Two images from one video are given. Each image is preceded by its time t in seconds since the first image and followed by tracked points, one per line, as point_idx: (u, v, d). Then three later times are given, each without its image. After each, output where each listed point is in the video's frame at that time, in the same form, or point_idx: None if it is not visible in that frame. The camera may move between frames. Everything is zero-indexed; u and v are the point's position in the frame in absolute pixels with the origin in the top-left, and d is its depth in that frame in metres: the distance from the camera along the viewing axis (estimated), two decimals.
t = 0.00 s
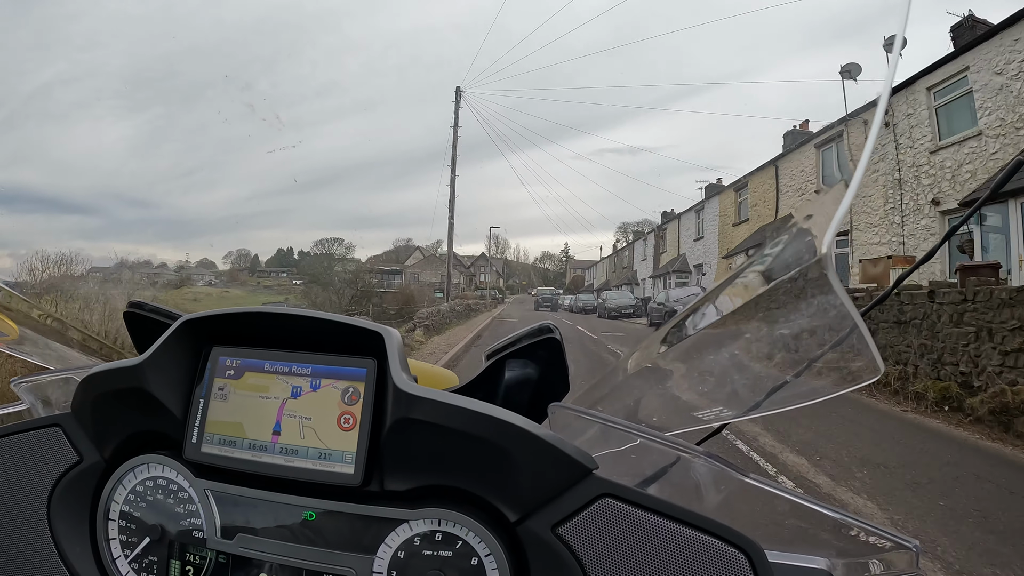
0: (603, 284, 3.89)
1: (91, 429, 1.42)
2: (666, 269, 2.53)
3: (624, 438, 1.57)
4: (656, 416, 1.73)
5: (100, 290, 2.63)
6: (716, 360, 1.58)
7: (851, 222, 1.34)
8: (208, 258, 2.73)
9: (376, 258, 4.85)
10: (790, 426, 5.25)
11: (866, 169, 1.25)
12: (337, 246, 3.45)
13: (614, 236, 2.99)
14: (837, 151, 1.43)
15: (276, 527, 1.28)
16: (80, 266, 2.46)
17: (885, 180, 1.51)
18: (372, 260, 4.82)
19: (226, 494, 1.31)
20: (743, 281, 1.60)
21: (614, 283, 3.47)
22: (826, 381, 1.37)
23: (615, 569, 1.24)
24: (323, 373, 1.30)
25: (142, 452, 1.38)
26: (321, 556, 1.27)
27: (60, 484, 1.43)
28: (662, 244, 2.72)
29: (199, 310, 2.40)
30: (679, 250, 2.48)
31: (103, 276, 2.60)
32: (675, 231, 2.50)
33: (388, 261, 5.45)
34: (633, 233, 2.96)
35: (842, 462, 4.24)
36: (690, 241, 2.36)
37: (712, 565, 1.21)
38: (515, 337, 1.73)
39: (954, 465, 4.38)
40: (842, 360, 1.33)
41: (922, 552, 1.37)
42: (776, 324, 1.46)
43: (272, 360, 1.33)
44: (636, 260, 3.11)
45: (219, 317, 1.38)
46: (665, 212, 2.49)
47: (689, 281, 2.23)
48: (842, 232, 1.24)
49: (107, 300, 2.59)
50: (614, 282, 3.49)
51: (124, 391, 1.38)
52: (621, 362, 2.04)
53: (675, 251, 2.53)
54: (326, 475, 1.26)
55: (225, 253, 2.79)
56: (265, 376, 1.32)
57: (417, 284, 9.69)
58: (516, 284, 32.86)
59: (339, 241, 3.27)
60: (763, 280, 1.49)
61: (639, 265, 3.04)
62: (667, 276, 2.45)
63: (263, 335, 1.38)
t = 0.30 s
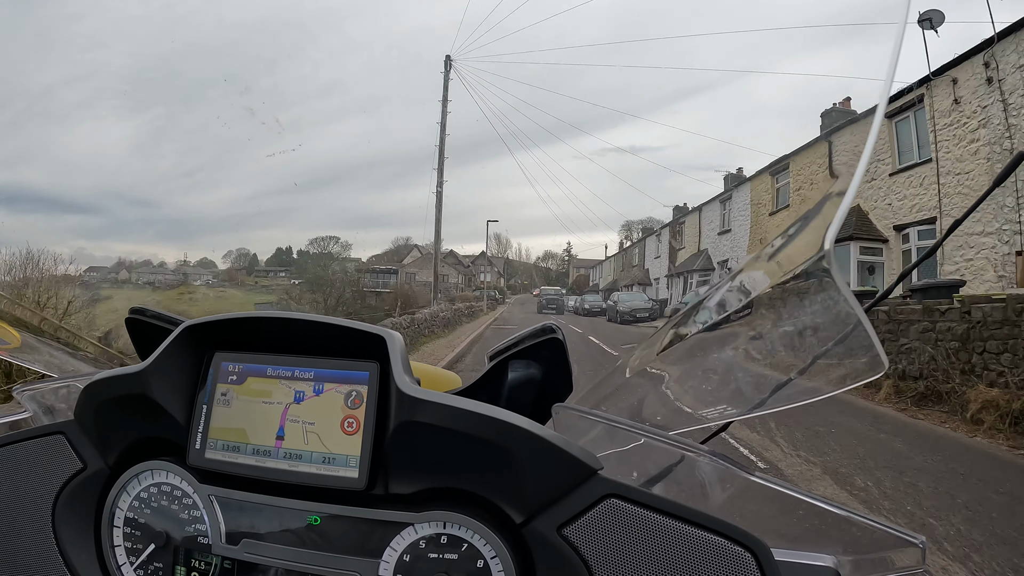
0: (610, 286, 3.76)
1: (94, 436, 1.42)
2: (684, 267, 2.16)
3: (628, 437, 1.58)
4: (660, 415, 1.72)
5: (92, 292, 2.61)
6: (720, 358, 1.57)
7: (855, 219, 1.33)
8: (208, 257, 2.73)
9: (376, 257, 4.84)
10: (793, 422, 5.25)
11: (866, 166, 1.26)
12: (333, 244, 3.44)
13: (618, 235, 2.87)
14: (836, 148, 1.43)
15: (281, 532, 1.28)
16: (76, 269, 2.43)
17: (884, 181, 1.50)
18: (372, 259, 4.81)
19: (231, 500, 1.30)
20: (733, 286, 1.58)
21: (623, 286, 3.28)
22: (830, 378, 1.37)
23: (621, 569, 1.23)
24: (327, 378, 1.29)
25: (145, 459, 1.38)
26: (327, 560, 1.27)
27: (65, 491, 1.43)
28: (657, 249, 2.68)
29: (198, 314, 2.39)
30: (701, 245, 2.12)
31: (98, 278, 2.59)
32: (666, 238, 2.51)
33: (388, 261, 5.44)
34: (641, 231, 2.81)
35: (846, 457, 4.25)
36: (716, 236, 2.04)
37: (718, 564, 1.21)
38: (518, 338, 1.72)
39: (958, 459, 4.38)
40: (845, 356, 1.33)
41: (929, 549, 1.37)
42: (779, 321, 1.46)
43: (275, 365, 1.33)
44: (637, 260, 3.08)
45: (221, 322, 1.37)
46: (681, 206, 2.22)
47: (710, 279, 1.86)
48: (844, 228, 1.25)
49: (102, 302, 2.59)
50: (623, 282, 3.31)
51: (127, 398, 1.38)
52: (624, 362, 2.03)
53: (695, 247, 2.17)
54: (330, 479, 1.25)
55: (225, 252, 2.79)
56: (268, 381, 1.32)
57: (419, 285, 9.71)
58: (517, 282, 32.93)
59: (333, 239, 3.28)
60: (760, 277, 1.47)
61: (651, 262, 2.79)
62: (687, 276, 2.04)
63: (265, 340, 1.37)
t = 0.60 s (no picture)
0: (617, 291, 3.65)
1: (94, 444, 1.42)
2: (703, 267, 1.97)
3: (629, 442, 1.57)
4: (660, 420, 1.71)
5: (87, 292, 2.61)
6: (720, 362, 1.57)
7: (853, 221, 1.34)
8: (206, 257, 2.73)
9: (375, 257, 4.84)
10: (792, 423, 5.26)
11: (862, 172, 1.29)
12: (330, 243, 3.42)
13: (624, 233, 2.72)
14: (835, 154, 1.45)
15: (282, 539, 1.28)
16: (70, 271, 2.43)
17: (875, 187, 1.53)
18: (372, 258, 4.81)
19: (231, 507, 1.30)
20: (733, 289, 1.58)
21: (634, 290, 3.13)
22: (830, 381, 1.37)
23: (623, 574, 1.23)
24: (327, 385, 1.29)
25: (146, 466, 1.38)
26: (329, 567, 1.26)
27: (66, 499, 1.43)
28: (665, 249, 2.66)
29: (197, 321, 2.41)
30: (727, 240, 1.89)
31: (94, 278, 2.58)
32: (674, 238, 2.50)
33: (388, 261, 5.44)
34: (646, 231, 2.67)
35: (845, 459, 4.26)
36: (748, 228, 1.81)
37: (721, 567, 1.20)
38: (517, 344, 1.72)
39: (957, 460, 4.41)
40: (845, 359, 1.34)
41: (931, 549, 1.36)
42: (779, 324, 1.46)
43: (275, 372, 1.32)
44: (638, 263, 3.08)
45: (221, 330, 1.37)
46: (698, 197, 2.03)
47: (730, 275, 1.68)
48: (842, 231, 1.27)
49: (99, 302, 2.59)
50: (634, 283, 3.16)
51: (128, 406, 1.37)
52: (623, 367, 2.03)
53: (715, 242, 1.98)
54: (331, 486, 1.25)
55: (224, 252, 2.79)
56: (268, 389, 1.31)
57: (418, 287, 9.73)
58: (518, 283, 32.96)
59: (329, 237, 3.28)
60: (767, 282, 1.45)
61: (667, 259, 2.64)
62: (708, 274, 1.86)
63: (265, 348, 1.37)
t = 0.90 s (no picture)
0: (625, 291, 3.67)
1: (93, 448, 1.42)
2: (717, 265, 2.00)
3: (629, 443, 1.57)
4: (660, 421, 1.71)
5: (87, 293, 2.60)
6: (720, 363, 1.57)
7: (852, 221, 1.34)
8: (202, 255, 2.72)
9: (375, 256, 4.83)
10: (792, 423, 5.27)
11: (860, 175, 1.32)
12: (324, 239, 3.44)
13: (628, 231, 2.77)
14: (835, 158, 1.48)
15: (282, 543, 1.28)
16: (68, 270, 2.44)
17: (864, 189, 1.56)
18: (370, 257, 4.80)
19: (231, 511, 1.30)
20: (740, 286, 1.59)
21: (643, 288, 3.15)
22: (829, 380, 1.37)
23: None
24: (327, 388, 1.29)
25: (145, 471, 1.38)
26: (329, 570, 1.26)
27: (66, 503, 1.42)
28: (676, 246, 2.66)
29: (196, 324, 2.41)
30: (743, 237, 1.94)
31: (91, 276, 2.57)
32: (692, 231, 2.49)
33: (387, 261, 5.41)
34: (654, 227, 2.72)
35: (844, 458, 4.27)
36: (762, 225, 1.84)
37: (721, 568, 1.20)
38: (517, 346, 1.71)
39: (956, 460, 4.41)
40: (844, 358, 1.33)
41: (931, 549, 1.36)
42: (778, 323, 1.46)
43: (274, 376, 1.32)
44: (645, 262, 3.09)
45: (219, 333, 1.37)
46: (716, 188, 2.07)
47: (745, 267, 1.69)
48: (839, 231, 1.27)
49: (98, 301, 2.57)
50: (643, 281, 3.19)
51: (127, 410, 1.37)
52: (623, 368, 2.02)
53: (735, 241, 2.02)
54: (331, 489, 1.25)
55: (223, 251, 2.79)
56: (267, 392, 1.31)
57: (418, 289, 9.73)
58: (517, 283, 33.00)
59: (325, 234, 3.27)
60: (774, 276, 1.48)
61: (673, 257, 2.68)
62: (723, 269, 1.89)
63: (264, 351, 1.37)
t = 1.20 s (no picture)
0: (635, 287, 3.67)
1: (91, 454, 1.41)
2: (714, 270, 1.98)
3: (628, 448, 1.57)
4: (659, 425, 1.71)
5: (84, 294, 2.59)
6: (718, 367, 1.58)
7: (849, 225, 1.35)
8: (204, 256, 2.73)
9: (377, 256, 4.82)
10: (790, 425, 5.27)
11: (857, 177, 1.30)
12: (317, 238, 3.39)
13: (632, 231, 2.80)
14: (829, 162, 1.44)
15: (281, 549, 1.28)
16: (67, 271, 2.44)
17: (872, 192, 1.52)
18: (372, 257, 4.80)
19: (229, 517, 1.30)
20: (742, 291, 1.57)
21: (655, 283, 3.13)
22: (827, 384, 1.38)
23: None
24: (325, 393, 1.29)
25: (144, 476, 1.38)
26: None
27: (63, 509, 1.42)
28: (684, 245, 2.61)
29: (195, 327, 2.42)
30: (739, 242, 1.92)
31: (88, 277, 2.58)
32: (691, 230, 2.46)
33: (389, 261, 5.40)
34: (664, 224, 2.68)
35: (842, 461, 4.27)
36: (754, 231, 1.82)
37: (721, 572, 1.20)
38: (514, 350, 1.71)
39: (955, 463, 4.42)
40: (840, 361, 1.34)
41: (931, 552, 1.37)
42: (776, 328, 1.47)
43: (272, 381, 1.32)
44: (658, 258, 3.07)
45: (218, 339, 1.36)
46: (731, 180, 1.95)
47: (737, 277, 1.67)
48: (838, 236, 1.28)
49: (94, 303, 2.58)
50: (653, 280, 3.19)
51: (125, 415, 1.37)
52: (621, 372, 2.03)
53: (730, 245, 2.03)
54: (329, 494, 1.25)
55: (223, 253, 2.79)
56: (265, 398, 1.31)
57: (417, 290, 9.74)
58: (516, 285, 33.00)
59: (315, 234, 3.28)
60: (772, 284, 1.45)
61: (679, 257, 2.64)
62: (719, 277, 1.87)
63: (265, 356, 1.36)
